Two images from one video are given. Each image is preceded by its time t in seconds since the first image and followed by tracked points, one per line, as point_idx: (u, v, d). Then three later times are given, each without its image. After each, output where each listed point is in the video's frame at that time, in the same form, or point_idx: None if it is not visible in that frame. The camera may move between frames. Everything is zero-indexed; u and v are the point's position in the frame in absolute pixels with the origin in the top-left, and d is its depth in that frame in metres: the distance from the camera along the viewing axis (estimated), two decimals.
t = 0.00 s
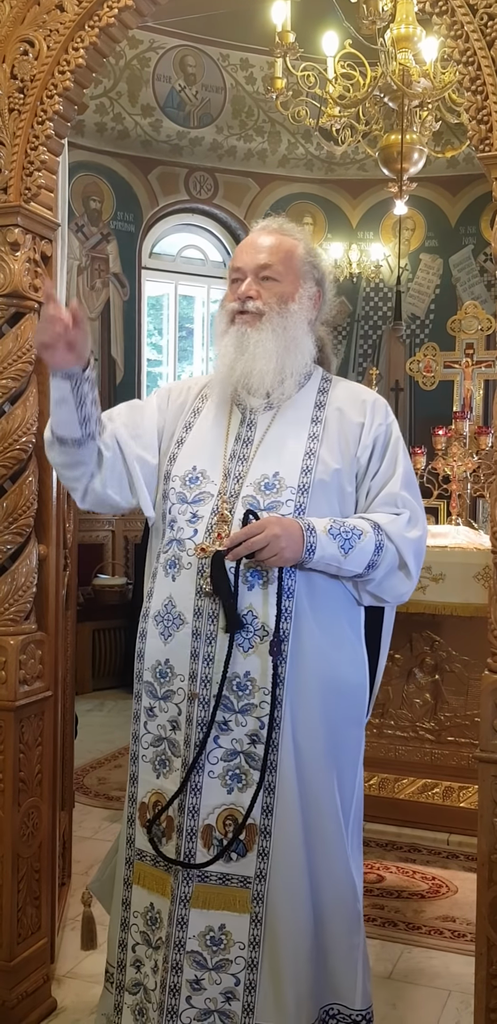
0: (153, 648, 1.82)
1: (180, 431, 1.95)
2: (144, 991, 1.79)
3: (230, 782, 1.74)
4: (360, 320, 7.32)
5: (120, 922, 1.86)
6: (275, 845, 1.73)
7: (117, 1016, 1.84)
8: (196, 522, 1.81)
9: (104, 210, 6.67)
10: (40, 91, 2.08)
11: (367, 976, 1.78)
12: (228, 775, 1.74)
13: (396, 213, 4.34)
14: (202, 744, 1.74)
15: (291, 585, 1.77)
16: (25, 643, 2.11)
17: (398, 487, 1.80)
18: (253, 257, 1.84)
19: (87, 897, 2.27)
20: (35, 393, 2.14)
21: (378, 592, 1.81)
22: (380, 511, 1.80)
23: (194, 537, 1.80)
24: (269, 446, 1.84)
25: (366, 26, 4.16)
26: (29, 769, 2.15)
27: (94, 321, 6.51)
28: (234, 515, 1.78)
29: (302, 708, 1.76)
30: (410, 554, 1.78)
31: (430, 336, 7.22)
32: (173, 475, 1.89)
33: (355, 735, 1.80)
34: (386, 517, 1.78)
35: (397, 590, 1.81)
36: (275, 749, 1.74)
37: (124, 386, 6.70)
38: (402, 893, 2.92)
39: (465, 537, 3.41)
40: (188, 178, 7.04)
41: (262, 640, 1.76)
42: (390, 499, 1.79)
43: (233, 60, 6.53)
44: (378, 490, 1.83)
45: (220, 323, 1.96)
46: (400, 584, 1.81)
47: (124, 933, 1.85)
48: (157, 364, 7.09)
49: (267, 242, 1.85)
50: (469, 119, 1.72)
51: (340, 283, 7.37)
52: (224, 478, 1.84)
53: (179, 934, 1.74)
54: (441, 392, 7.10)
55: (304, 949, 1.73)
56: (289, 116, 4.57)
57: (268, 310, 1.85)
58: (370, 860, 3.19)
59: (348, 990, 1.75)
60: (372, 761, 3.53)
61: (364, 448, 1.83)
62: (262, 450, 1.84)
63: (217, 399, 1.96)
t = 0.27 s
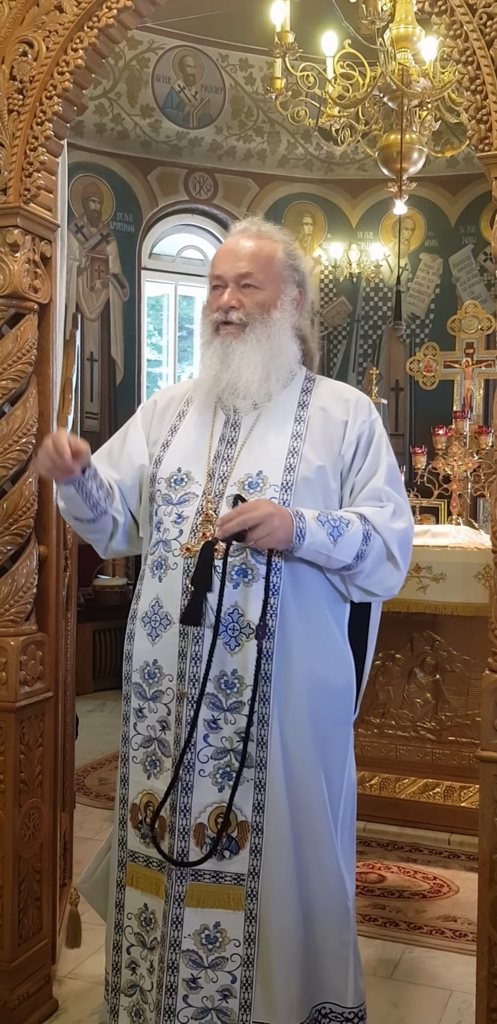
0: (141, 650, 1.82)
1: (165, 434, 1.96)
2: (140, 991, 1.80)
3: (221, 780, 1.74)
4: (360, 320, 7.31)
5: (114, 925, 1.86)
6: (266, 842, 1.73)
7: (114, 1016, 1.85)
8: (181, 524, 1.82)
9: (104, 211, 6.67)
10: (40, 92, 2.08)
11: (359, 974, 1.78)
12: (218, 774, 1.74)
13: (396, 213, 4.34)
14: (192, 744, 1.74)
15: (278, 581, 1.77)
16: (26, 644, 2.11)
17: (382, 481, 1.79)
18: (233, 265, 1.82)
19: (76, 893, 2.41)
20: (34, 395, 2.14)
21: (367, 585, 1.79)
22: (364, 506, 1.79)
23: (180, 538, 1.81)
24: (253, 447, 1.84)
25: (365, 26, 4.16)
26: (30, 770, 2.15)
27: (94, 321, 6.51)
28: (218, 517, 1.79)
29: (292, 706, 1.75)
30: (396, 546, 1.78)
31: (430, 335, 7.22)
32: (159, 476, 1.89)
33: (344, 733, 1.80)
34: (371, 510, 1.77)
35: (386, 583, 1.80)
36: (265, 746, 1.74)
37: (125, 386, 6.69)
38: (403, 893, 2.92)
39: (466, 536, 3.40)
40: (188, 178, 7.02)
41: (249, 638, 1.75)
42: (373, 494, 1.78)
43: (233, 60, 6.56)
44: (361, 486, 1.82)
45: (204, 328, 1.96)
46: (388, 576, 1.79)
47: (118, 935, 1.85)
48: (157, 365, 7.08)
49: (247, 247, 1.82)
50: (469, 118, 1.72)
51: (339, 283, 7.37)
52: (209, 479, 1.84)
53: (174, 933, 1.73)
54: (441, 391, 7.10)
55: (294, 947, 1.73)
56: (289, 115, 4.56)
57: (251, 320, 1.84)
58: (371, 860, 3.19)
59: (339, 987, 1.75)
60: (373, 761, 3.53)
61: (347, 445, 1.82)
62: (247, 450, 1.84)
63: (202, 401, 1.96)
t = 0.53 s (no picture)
0: (133, 650, 1.82)
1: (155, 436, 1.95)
2: (136, 992, 1.81)
3: (213, 779, 1.74)
4: (360, 320, 7.31)
5: (112, 924, 1.86)
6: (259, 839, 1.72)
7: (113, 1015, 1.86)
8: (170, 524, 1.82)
9: (104, 210, 6.67)
10: (40, 92, 2.08)
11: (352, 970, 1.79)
12: (210, 772, 1.73)
13: (396, 212, 4.34)
14: (183, 742, 1.73)
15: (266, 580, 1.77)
16: (27, 645, 2.11)
17: (359, 464, 1.77)
18: (216, 269, 1.80)
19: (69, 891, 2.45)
20: (34, 394, 2.14)
21: (343, 563, 1.72)
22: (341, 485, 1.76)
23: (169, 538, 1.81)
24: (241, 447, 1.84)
25: (365, 25, 4.17)
26: (31, 769, 2.15)
27: (94, 321, 6.51)
28: (206, 518, 1.79)
29: (283, 702, 1.75)
30: (374, 523, 1.73)
31: (431, 334, 7.22)
32: (148, 477, 1.89)
33: (335, 729, 1.80)
34: (348, 487, 1.74)
35: (363, 563, 1.74)
36: (256, 743, 1.73)
37: (125, 386, 6.70)
38: (404, 892, 2.92)
39: (466, 535, 3.40)
40: (188, 178, 7.02)
41: (239, 637, 1.75)
42: (350, 475, 1.76)
43: (232, 59, 6.56)
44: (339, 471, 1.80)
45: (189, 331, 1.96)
46: (365, 555, 1.73)
47: (116, 935, 1.86)
48: (158, 365, 7.08)
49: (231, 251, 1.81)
50: (469, 117, 1.72)
51: (340, 282, 7.37)
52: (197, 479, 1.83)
53: (167, 932, 1.73)
54: (442, 391, 7.11)
55: (287, 945, 1.72)
56: (289, 115, 4.56)
57: (235, 325, 1.83)
58: (372, 860, 3.19)
59: (332, 984, 1.76)
60: (374, 760, 3.53)
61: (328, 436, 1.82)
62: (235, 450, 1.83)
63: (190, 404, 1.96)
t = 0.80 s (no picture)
0: (124, 649, 1.82)
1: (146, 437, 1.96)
2: (128, 989, 1.80)
3: (201, 778, 1.73)
4: (360, 320, 7.31)
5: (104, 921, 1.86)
6: (248, 837, 1.71)
7: (105, 1011, 1.86)
8: (160, 524, 1.82)
9: (104, 211, 6.67)
10: (39, 93, 2.08)
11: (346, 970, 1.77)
12: (198, 771, 1.73)
13: (396, 213, 4.34)
14: (172, 740, 1.73)
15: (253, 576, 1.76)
16: (27, 645, 2.11)
17: (329, 449, 1.76)
18: (202, 270, 1.81)
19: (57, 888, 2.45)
20: (35, 395, 2.14)
21: (308, 539, 1.65)
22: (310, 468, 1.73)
23: (158, 539, 1.81)
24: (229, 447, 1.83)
25: (365, 26, 4.17)
26: (31, 770, 2.15)
27: (94, 322, 6.51)
28: (194, 519, 1.79)
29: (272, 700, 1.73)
30: (341, 502, 1.68)
31: (431, 335, 7.21)
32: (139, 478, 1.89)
33: (327, 727, 1.78)
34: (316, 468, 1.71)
35: (330, 542, 1.67)
36: (244, 741, 1.72)
37: (125, 386, 6.69)
38: (405, 893, 2.92)
39: (466, 536, 3.40)
40: (188, 179, 7.03)
41: (226, 635, 1.74)
42: (322, 455, 1.75)
43: (232, 60, 6.56)
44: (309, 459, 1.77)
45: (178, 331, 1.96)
46: (328, 531, 1.67)
47: (108, 932, 1.85)
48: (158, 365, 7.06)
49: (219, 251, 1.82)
50: (469, 118, 1.72)
51: (340, 283, 7.37)
52: (187, 479, 1.84)
53: (157, 928, 1.73)
54: (442, 391, 7.11)
55: (277, 944, 1.70)
56: (289, 115, 4.56)
57: (219, 324, 1.83)
58: (372, 860, 3.19)
59: (326, 983, 1.74)
60: (374, 761, 3.53)
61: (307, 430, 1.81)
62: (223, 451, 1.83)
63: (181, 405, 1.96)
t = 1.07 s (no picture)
0: (111, 647, 1.82)
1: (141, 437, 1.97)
2: (114, 980, 1.80)
3: (188, 773, 1.73)
4: (361, 321, 7.32)
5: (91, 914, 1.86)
6: (233, 834, 1.71)
7: (90, 1003, 1.85)
8: (149, 523, 1.83)
9: (105, 212, 6.68)
10: (41, 94, 2.08)
11: (341, 970, 1.75)
12: (185, 767, 1.73)
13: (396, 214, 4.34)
14: (159, 737, 1.73)
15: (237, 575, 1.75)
16: (28, 646, 2.11)
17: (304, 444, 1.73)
18: (195, 265, 1.88)
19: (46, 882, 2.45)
20: (36, 396, 2.14)
21: (282, 537, 1.63)
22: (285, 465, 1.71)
23: (147, 537, 1.82)
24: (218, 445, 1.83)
25: (366, 27, 4.18)
26: (32, 771, 2.15)
27: (95, 323, 6.51)
28: (182, 517, 1.80)
29: (258, 697, 1.73)
30: (314, 495, 1.66)
31: (431, 336, 7.22)
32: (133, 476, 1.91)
33: (316, 725, 1.77)
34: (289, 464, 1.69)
35: (305, 537, 1.65)
36: (229, 738, 1.72)
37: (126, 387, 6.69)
38: (406, 895, 2.92)
39: (467, 537, 3.40)
40: (189, 180, 7.04)
41: (211, 632, 1.74)
42: (297, 449, 1.72)
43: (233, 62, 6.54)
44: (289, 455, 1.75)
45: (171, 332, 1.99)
46: (302, 527, 1.64)
47: (95, 924, 1.85)
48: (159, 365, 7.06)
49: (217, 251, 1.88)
50: (470, 120, 1.72)
51: (340, 283, 7.37)
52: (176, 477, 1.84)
53: (144, 922, 1.71)
54: (443, 392, 7.11)
55: (266, 943, 1.69)
56: (290, 116, 4.56)
57: (205, 319, 1.86)
58: (373, 861, 3.19)
59: (319, 982, 1.72)
60: (376, 762, 3.53)
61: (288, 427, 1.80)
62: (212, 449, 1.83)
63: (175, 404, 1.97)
